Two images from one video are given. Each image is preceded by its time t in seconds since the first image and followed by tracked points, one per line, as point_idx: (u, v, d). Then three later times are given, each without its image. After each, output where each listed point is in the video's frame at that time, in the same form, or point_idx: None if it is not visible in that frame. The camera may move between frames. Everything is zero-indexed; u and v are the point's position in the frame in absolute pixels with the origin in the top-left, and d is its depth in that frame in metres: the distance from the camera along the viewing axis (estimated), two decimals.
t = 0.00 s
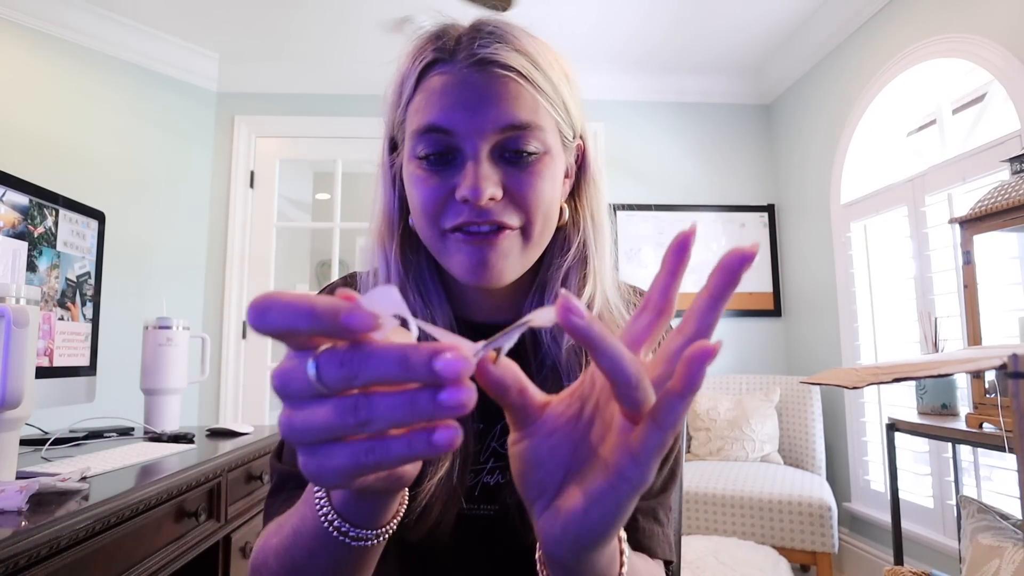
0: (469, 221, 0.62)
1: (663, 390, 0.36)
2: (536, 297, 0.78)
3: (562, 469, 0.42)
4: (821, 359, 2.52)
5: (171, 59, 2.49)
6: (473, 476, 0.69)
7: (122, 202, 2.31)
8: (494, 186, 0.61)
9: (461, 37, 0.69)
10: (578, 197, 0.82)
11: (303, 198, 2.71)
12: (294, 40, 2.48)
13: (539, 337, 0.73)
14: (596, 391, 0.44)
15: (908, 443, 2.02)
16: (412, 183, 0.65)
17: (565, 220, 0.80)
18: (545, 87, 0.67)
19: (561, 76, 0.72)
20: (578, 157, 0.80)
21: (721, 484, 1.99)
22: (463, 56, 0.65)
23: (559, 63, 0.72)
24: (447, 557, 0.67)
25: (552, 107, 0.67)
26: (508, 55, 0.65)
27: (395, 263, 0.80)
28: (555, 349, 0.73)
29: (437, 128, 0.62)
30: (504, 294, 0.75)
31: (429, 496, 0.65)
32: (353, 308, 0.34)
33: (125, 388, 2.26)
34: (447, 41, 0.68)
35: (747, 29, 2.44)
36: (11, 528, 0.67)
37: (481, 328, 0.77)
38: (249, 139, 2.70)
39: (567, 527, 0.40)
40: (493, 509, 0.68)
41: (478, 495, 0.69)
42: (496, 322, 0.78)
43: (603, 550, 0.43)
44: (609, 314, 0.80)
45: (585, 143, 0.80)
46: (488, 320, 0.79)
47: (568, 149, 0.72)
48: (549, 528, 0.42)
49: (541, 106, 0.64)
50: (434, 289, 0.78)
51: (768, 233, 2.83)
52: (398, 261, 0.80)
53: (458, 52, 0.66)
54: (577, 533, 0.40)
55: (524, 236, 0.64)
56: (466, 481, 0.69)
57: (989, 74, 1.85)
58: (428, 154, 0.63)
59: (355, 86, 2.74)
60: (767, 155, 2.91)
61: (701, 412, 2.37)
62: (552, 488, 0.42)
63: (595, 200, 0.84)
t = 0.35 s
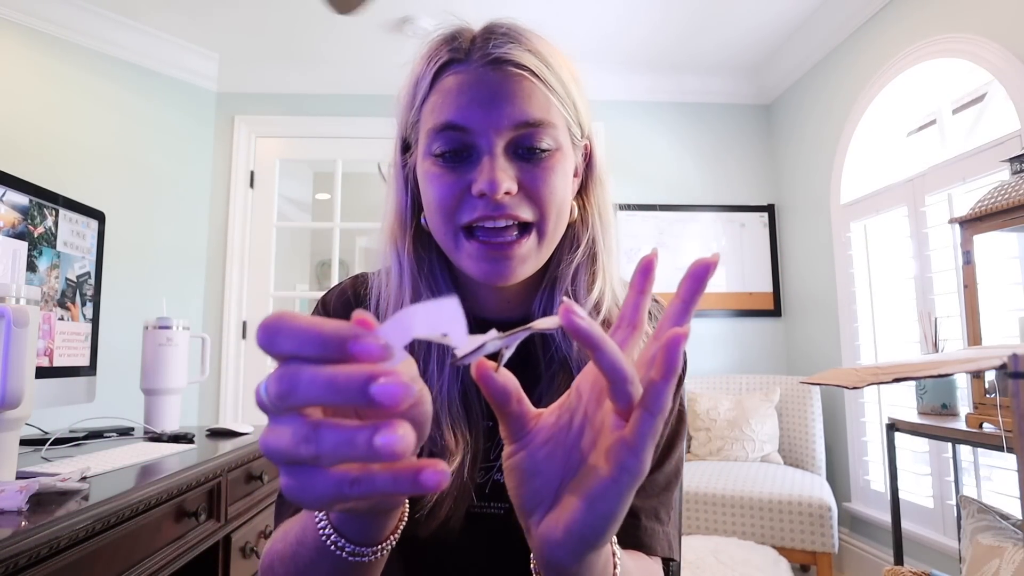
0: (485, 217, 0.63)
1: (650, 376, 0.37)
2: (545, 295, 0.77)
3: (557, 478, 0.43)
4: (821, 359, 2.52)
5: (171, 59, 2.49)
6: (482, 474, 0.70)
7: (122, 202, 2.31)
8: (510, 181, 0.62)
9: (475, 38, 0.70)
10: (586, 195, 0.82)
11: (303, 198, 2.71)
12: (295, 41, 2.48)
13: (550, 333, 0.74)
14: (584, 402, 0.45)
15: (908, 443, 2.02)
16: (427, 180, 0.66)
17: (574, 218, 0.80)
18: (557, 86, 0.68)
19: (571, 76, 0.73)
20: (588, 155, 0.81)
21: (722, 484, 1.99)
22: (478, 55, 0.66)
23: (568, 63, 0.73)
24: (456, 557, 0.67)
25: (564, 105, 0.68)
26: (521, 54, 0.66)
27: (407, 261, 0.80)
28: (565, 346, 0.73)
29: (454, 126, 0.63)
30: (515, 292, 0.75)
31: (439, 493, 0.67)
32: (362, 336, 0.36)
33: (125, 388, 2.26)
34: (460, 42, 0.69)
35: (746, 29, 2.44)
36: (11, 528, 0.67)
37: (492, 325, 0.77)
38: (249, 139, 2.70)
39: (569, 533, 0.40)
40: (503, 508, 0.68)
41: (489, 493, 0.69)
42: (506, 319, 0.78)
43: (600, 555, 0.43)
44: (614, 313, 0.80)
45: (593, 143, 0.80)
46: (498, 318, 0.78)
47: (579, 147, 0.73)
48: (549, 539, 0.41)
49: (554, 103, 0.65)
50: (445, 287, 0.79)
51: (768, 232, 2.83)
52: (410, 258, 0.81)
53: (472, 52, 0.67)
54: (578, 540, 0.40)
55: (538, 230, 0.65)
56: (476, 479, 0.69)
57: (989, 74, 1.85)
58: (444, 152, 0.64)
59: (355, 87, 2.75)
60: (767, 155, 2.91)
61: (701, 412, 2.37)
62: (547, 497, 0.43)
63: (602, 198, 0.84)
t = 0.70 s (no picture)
0: (487, 216, 0.63)
1: (666, 381, 0.39)
2: (549, 295, 0.77)
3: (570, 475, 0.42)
4: (821, 359, 2.52)
5: (171, 59, 2.49)
6: (485, 472, 0.69)
7: (122, 202, 2.32)
8: (512, 181, 0.62)
9: (478, 41, 0.70)
10: (588, 194, 0.82)
11: (303, 198, 2.71)
12: (295, 40, 2.48)
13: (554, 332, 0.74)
14: (597, 399, 0.44)
15: (908, 443, 2.02)
16: (430, 181, 0.67)
17: (577, 218, 0.80)
18: (560, 87, 0.68)
19: (573, 76, 0.73)
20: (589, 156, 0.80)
21: (722, 484, 1.99)
22: (480, 58, 0.66)
23: (570, 65, 0.73)
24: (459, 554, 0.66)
25: (566, 106, 0.68)
26: (522, 56, 0.67)
27: (411, 265, 0.82)
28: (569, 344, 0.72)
29: (456, 128, 0.63)
30: (519, 291, 0.75)
31: (442, 489, 0.67)
32: (294, 346, 0.37)
33: (125, 388, 2.26)
34: (463, 45, 0.69)
35: (746, 29, 2.44)
36: (10, 528, 0.67)
37: (494, 324, 0.78)
38: (249, 139, 2.70)
39: (583, 526, 0.40)
40: (507, 507, 0.67)
41: (492, 491, 0.68)
42: (509, 319, 0.78)
43: (607, 547, 0.43)
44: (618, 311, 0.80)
45: (595, 144, 0.80)
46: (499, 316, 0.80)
47: (581, 148, 0.73)
48: (560, 531, 0.41)
49: (556, 104, 0.65)
50: (448, 287, 0.80)
51: (769, 232, 2.83)
52: (414, 262, 0.82)
53: (475, 54, 0.67)
54: (591, 533, 0.40)
55: (541, 230, 0.65)
56: (479, 476, 0.69)
57: (989, 74, 1.85)
58: (446, 153, 0.65)
59: (355, 87, 2.75)
60: (767, 155, 2.91)
61: (701, 412, 2.37)
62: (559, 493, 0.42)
63: (605, 198, 0.84)
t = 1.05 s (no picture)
0: (486, 217, 0.63)
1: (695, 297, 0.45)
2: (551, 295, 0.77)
3: (597, 362, 0.52)
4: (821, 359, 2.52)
5: (171, 59, 2.49)
6: (490, 465, 0.71)
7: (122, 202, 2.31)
8: (511, 182, 0.63)
9: (485, 40, 0.70)
10: (592, 195, 0.82)
11: (303, 198, 2.71)
12: (295, 40, 2.48)
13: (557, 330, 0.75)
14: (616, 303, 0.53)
15: (908, 443, 2.02)
16: (432, 179, 0.68)
17: (580, 218, 0.81)
18: (563, 88, 0.68)
19: (579, 77, 0.73)
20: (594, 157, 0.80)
21: (722, 484, 1.99)
22: (484, 59, 0.67)
23: (576, 65, 0.73)
24: (463, 538, 0.68)
25: (569, 108, 0.68)
26: (525, 56, 0.67)
27: (419, 258, 0.79)
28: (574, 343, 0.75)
29: (457, 128, 0.65)
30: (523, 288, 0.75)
31: (450, 478, 0.68)
32: None
33: (125, 388, 2.26)
34: (468, 45, 0.69)
35: (747, 29, 2.44)
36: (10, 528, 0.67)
37: (501, 320, 0.78)
38: (249, 139, 2.70)
39: (606, 402, 0.50)
40: (511, 498, 0.70)
41: (496, 483, 0.71)
42: (513, 315, 0.78)
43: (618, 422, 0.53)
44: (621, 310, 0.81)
45: (601, 143, 0.79)
46: (506, 312, 0.78)
47: (584, 149, 0.73)
48: (584, 406, 0.51)
49: (557, 107, 0.66)
50: (455, 281, 0.79)
51: (769, 232, 2.83)
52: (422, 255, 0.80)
53: (479, 54, 0.68)
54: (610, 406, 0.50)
55: (539, 232, 0.64)
56: (484, 469, 0.71)
57: (989, 74, 1.85)
58: (449, 152, 0.66)
59: (355, 87, 2.74)
60: (768, 154, 2.91)
61: (701, 412, 2.37)
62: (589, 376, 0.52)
63: (610, 198, 0.84)
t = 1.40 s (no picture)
0: (496, 224, 0.64)
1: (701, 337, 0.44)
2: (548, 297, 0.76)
3: (598, 358, 0.51)
4: (821, 358, 2.52)
5: (171, 59, 2.49)
6: (484, 466, 0.71)
7: (122, 202, 2.32)
8: (523, 191, 0.63)
9: (496, 46, 0.70)
10: (591, 199, 0.82)
11: (303, 198, 2.71)
12: (295, 40, 2.48)
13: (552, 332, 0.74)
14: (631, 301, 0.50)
15: (908, 443, 2.02)
16: (440, 184, 0.67)
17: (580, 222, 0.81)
18: (571, 98, 0.68)
19: (583, 86, 0.73)
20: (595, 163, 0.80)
21: (722, 483, 1.99)
22: (497, 66, 0.66)
23: (581, 70, 0.74)
24: (454, 538, 0.68)
25: (577, 116, 0.68)
26: (536, 64, 0.67)
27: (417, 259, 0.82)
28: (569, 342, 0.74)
29: (469, 134, 0.64)
30: (520, 291, 0.74)
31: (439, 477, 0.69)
32: None
33: (126, 388, 2.26)
34: (479, 50, 0.69)
35: (747, 29, 2.44)
36: (10, 528, 0.67)
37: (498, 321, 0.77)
38: (249, 139, 2.70)
39: (599, 399, 0.50)
40: (509, 501, 0.70)
41: (495, 486, 0.70)
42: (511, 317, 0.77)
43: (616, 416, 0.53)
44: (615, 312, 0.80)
45: (601, 149, 0.80)
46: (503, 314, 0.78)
47: (587, 156, 0.73)
48: (581, 398, 0.51)
49: (568, 117, 0.66)
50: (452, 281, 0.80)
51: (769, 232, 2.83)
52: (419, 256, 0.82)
53: (491, 60, 0.67)
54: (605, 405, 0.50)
55: (547, 239, 0.66)
56: (482, 472, 0.71)
57: (989, 74, 1.85)
58: (459, 158, 0.65)
59: (355, 86, 2.74)
60: (768, 154, 2.91)
61: (701, 412, 2.37)
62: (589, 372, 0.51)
63: (608, 202, 0.84)
